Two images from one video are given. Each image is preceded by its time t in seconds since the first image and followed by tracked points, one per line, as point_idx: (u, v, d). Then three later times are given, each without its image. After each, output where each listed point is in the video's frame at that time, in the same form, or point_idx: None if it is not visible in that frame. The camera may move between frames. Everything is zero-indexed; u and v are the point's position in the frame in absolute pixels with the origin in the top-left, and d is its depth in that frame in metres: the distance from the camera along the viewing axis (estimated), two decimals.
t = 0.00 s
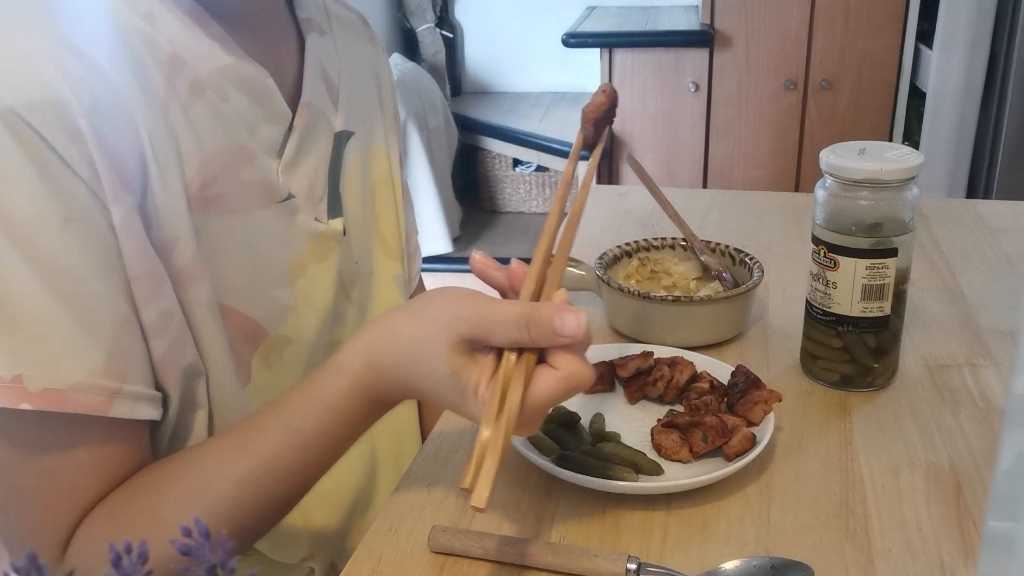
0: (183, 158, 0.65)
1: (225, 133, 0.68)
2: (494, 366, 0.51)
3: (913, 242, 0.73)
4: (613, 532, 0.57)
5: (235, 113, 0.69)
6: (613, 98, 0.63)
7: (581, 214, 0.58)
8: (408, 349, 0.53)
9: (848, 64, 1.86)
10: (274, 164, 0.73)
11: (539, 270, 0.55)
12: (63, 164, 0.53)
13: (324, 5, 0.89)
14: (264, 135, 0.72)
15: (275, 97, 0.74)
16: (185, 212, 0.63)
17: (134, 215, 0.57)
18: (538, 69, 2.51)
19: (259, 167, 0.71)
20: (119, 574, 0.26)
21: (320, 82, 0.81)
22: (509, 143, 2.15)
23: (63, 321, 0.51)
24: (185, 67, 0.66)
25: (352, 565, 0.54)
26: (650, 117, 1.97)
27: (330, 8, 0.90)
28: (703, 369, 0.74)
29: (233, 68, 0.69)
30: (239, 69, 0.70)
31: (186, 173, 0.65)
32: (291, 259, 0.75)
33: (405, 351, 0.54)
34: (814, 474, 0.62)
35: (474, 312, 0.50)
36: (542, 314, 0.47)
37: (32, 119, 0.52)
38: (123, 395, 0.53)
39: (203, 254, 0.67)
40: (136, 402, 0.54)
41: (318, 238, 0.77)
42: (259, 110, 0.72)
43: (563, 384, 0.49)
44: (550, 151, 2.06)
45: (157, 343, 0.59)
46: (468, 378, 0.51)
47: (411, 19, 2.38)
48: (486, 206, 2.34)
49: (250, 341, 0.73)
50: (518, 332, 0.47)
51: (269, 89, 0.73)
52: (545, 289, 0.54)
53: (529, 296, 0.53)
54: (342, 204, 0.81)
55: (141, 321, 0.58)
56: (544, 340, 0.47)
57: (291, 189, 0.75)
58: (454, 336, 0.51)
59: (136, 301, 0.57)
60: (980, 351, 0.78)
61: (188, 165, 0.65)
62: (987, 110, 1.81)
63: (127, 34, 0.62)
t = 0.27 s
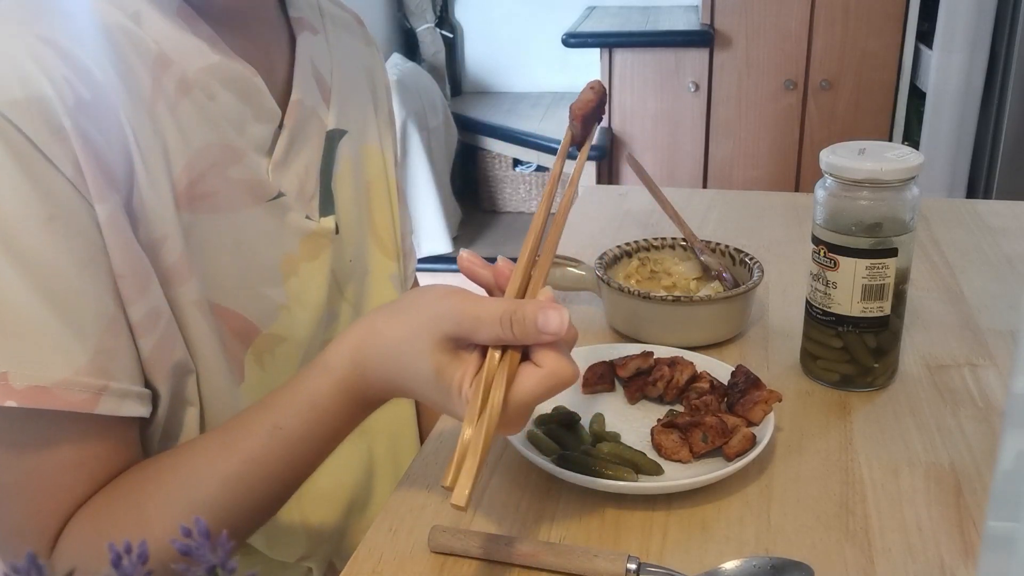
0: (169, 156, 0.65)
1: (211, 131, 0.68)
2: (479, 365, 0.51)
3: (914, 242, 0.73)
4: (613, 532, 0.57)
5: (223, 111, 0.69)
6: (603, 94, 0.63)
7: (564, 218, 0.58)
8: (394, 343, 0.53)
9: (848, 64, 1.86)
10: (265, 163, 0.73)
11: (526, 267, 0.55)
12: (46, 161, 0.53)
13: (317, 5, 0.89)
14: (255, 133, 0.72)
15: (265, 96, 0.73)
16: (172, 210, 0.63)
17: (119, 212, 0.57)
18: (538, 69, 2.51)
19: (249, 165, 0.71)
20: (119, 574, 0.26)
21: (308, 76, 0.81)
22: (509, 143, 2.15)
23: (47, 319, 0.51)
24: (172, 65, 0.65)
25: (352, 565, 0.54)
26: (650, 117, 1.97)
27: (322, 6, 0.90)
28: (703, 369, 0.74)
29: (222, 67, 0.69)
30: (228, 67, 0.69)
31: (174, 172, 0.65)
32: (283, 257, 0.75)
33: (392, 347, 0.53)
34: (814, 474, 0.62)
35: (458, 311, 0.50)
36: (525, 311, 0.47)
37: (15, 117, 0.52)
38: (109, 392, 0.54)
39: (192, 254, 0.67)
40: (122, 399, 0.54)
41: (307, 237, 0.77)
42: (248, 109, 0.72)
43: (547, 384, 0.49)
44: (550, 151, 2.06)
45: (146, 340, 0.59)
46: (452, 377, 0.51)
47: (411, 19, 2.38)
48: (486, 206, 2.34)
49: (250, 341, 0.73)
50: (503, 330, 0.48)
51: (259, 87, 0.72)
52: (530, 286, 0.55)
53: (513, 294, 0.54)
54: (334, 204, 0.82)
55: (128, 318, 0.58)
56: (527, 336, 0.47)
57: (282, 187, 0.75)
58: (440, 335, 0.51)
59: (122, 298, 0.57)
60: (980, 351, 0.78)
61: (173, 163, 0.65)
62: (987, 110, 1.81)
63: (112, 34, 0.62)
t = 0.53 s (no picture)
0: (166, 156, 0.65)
1: (207, 131, 0.68)
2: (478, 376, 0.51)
3: (914, 242, 0.73)
4: (613, 532, 0.57)
5: (218, 110, 0.69)
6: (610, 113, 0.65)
7: (575, 219, 0.61)
8: (395, 348, 0.53)
9: (848, 64, 1.86)
10: (262, 162, 0.73)
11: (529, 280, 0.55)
12: (40, 161, 0.53)
13: (318, 5, 0.89)
14: (251, 132, 0.72)
15: (262, 96, 0.73)
16: (168, 209, 0.63)
17: (113, 211, 0.57)
18: (538, 69, 2.51)
19: (246, 165, 0.71)
20: (119, 574, 0.26)
21: (307, 78, 0.81)
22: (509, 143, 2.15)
23: (43, 319, 0.50)
24: (167, 65, 0.65)
25: (352, 565, 0.54)
26: (650, 117, 1.97)
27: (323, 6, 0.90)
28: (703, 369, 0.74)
29: (218, 66, 0.69)
30: (225, 67, 0.69)
31: (170, 172, 0.65)
32: (280, 256, 0.75)
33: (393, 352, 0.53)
34: (814, 474, 0.62)
35: (458, 322, 0.50)
36: (526, 325, 0.47)
37: (9, 117, 0.51)
38: (104, 390, 0.54)
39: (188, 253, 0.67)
40: (117, 397, 0.55)
41: (306, 236, 0.77)
42: (244, 108, 0.71)
43: (545, 399, 0.49)
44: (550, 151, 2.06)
45: (141, 338, 0.59)
46: (450, 388, 0.51)
47: (411, 19, 2.38)
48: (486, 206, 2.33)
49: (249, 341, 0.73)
50: (502, 343, 0.48)
51: (256, 88, 0.72)
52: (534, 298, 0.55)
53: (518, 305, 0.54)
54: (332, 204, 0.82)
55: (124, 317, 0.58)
56: (527, 351, 0.47)
57: (279, 186, 0.75)
58: (440, 343, 0.51)
59: (117, 296, 0.57)
60: (980, 351, 0.78)
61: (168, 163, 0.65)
62: (987, 110, 1.81)
63: (107, 34, 0.62)
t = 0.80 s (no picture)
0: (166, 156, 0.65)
1: (208, 131, 0.68)
2: (478, 374, 0.51)
3: (914, 242, 0.73)
4: (613, 532, 0.57)
5: (219, 111, 0.69)
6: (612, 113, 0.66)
7: (575, 219, 0.61)
8: (396, 348, 0.53)
9: (848, 64, 1.85)
10: (263, 163, 0.73)
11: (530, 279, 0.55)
12: (42, 161, 0.53)
13: (319, 5, 0.89)
14: (253, 133, 0.72)
15: (263, 95, 0.73)
16: (169, 209, 0.63)
17: (115, 211, 0.57)
18: (538, 70, 2.51)
19: (246, 166, 0.71)
20: (119, 573, 0.26)
21: (310, 79, 0.81)
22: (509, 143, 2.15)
23: (44, 320, 0.51)
24: (168, 66, 0.66)
25: (352, 565, 0.54)
26: (650, 117, 1.97)
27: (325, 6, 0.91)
28: (703, 369, 0.74)
29: (219, 66, 0.69)
30: (226, 67, 0.69)
31: (171, 172, 0.65)
32: (280, 257, 0.75)
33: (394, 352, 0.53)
34: (814, 474, 0.62)
35: (458, 321, 0.50)
36: (526, 321, 0.48)
37: (11, 118, 0.51)
38: (103, 391, 0.54)
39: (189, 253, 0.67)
40: (117, 398, 0.54)
41: (307, 236, 0.77)
42: (245, 108, 0.71)
43: (546, 397, 0.49)
44: (550, 151, 2.06)
45: (142, 339, 0.59)
46: (450, 387, 0.51)
47: (411, 19, 2.38)
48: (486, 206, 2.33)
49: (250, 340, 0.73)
50: (503, 340, 0.48)
51: (257, 88, 0.72)
52: (534, 298, 0.55)
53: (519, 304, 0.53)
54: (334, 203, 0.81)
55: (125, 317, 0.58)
56: (527, 347, 0.48)
57: (280, 187, 0.75)
58: (441, 342, 0.51)
59: (118, 297, 0.57)
60: (980, 351, 0.78)
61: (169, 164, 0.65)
62: (987, 110, 1.81)
63: (108, 34, 0.62)
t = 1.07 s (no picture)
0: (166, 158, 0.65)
1: (208, 134, 0.68)
2: (484, 386, 0.51)
3: (914, 242, 0.73)
4: (612, 532, 0.57)
5: (219, 112, 0.69)
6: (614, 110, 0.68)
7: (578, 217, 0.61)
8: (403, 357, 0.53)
9: (848, 64, 1.86)
10: (264, 163, 0.73)
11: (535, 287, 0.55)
12: (42, 163, 0.53)
13: (319, 6, 0.89)
14: (253, 134, 0.72)
15: (264, 97, 0.73)
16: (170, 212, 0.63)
17: (117, 213, 0.57)
18: (538, 70, 2.51)
19: (248, 167, 0.71)
20: (119, 574, 0.26)
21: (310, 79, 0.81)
22: (509, 143, 2.15)
23: (46, 321, 0.51)
24: (169, 68, 0.66)
25: (352, 565, 0.54)
26: (650, 116, 1.97)
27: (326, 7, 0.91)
28: (703, 369, 0.74)
29: (219, 68, 0.69)
30: (226, 69, 0.69)
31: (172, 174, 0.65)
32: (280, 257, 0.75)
33: (400, 363, 0.53)
34: (814, 474, 0.62)
35: (465, 331, 0.50)
36: (534, 335, 0.47)
37: (10, 121, 0.51)
38: (104, 394, 0.53)
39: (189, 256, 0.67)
40: (119, 400, 0.54)
41: (308, 236, 0.77)
42: (245, 110, 0.71)
43: (552, 407, 0.49)
44: (550, 152, 2.06)
45: (145, 339, 0.59)
46: (459, 397, 0.51)
47: (411, 19, 2.38)
48: (485, 205, 2.33)
49: (250, 340, 0.73)
50: (509, 351, 0.47)
51: (257, 89, 0.72)
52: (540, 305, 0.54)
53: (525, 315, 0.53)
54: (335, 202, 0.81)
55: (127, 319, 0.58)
56: (534, 360, 0.47)
57: (281, 188, 0.75)
58: (447, 351, 0.51)
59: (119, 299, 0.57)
60: (980, 351, 0.78)
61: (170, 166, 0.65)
62: (987, 110, 1.81)
63: (111, 37, 0.62)
